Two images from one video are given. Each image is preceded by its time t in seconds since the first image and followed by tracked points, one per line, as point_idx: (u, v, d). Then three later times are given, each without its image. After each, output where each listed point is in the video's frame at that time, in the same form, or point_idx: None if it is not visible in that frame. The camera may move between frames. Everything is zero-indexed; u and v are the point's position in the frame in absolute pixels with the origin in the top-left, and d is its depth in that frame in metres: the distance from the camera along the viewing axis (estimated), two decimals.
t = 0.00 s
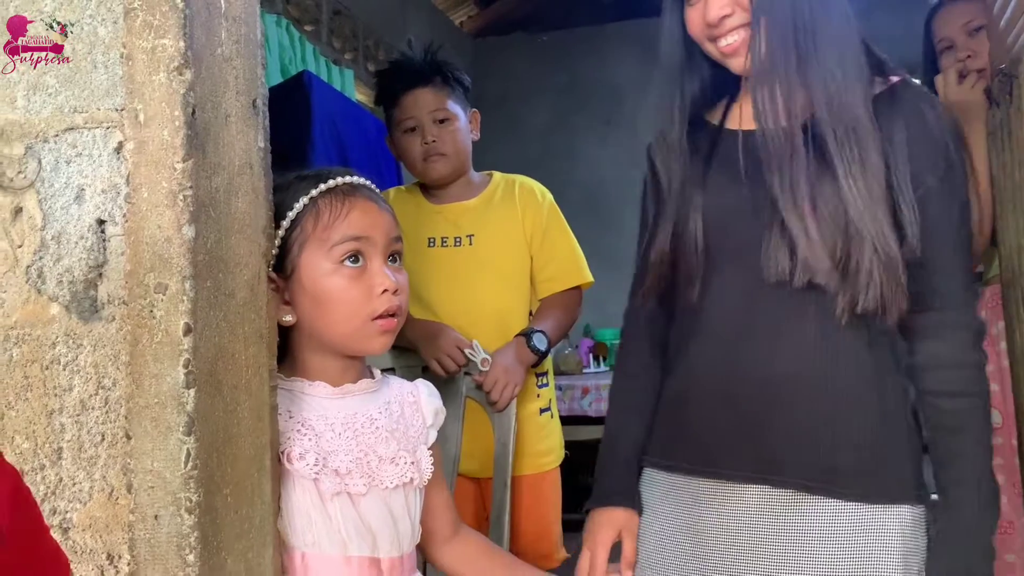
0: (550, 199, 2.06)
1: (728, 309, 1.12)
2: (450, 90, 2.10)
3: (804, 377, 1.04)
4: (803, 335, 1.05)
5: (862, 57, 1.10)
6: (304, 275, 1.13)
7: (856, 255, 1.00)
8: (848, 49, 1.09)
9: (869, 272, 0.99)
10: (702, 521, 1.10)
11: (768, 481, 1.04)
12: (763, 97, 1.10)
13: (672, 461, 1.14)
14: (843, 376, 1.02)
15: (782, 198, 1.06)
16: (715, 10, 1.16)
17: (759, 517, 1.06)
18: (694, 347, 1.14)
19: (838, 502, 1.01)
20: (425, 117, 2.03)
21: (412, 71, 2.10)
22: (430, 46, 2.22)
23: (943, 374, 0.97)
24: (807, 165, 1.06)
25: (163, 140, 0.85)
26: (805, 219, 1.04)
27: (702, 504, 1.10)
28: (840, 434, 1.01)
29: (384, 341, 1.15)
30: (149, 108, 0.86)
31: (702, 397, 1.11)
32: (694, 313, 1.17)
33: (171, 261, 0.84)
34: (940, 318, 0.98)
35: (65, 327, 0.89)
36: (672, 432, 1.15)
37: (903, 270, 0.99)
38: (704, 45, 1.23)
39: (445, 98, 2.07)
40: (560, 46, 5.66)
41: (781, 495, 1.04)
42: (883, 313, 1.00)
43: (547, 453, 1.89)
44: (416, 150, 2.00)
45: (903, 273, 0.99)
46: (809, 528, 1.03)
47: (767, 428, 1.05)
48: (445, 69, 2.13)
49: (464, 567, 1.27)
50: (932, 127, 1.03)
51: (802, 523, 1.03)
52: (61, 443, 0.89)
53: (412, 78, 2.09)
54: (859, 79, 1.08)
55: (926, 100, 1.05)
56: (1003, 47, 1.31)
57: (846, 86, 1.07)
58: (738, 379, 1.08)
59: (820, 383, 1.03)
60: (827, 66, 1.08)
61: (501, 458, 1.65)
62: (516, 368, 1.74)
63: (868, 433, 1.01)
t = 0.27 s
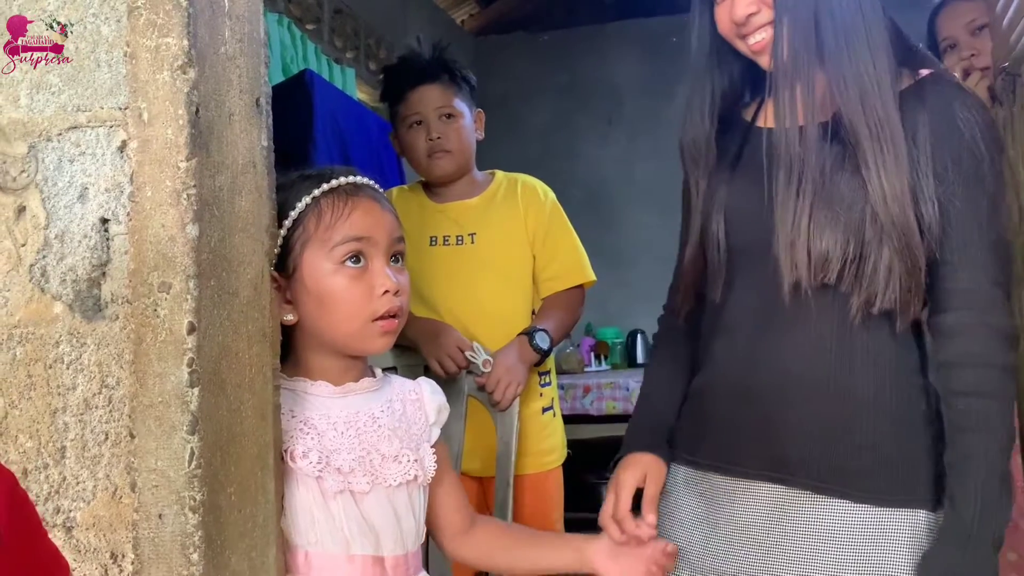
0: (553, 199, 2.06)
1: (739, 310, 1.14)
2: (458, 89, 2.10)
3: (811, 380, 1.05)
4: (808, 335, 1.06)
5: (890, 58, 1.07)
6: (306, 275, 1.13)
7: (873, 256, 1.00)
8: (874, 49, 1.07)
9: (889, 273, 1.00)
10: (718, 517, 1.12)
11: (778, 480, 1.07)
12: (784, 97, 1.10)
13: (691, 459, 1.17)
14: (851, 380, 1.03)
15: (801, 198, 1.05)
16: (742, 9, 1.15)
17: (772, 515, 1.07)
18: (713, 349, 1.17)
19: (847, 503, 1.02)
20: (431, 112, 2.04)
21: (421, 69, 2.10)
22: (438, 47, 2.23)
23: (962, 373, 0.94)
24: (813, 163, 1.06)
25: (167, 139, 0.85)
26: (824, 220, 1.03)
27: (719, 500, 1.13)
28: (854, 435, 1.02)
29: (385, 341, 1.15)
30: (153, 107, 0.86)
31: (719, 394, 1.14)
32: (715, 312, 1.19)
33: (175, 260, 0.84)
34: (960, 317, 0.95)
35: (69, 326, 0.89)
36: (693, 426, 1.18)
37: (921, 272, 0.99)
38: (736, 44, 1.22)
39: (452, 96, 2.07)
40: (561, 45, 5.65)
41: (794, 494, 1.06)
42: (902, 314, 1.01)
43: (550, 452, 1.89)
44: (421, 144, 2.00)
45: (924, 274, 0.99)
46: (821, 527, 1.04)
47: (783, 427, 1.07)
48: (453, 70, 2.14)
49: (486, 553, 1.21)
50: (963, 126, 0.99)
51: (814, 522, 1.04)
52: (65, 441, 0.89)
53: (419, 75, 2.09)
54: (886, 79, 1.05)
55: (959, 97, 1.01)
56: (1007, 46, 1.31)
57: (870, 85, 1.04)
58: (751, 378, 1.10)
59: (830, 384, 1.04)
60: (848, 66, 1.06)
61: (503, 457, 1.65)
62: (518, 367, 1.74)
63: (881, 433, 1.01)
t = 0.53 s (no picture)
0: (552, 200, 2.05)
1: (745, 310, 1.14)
2: (461, 88, 2.10)
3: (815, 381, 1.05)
4: (806, 335, 1.07)
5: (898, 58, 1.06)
6: (306, 273, 1.13)
7: (871, 258, 1.00)
8: (878, 49, 1.06)
9: (887, 275, 0.99)
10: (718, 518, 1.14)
11: (774, 482, 1.08)
12: (791, 97, 1.09)
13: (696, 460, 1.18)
14: (850, 385, 1.03)
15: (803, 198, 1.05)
16: (753, 6, 1.15)
17: (767, 514, 1.08)
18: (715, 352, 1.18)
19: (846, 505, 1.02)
20: (433, 109, 2.03)
21: (425, 66, 2.10)
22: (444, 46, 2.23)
23: (961, 380, 0.93)
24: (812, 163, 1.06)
25: (163, 139, 0.85)
26: (824, 221, 1.03)
27: (718, 499, 1.14)
28: (848, 439, 1.02)
29: (386, 340, 1.14)
30: (148, 107, 0.85)
31: (725, 392, 1.14)
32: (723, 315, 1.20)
33: (170, 260, 0.84)
34: (956, 321, 0.94)
35: (64, 327, 0.88)
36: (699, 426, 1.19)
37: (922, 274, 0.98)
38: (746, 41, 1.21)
39: (454, 94, 2.07)
40: (558, 44, 5.65)
41: (787, 496, 1.07)
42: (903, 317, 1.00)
43: (548, 453, 1.89)
44: (422, 142, 2.00)
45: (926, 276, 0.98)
46: (815, 529, 1.04)
47: (781, 426, 1.08)
48: (459, 70, 2.14)
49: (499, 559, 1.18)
50: (968, 128, 0.97)
51: (808, 523, 1.05)
52: (60, 443, 0.88)
53: (422, 73, 2.09)
54: (890, 79, 1.04)
55: (967, 96, 1.00)
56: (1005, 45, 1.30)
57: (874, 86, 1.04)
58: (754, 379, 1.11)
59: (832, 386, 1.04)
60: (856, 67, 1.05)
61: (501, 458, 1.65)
62: (516, 367, 1.74)
63: (878, 436, 1.01)
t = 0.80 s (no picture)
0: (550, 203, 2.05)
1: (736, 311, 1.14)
2: (464, 90, 2.10)
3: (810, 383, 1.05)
4: (801, 335, 1.06)
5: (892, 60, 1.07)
6: (304, 276, 1.12)
7: (869, 260, 1.00)
8: (871, 50, 1.06)
9: (882, 278, 0.99)
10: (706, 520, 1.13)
11: (763, 483, 1.07)
12: (786, 97, 1.10)
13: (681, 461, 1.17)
14: (844, 386, 1.03)
15: (798, 197, 1.05)
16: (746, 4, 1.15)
17: (757, 517, 1.07)
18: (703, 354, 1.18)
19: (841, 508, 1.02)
20: (436, 110, 2.03)
21: (427, 66, 2.09)
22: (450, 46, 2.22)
23: (963, 387, 0.92)
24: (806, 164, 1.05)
25: (157, 138, 0.84)
26: (822, 221, 1.03)
27: (705, 502, 1.13)
28: (840, 440, 1.02)
29: (382, 347, 1.14)
30: (143, 106, 0.85)
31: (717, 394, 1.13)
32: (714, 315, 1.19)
33: (165, 260, 0.84)
34: (959, 326, 0.94)
35: (58, 327, 0.88)
36: (688, 427, 1.18)
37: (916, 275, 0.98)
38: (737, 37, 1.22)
39: (458, 95, 2.07)
40: (554, 45, 5.65)
41: (777, 499, 1.06)
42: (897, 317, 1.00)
43: (543, 454, 1.88)
44: (424, 141, 1.99)
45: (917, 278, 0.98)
46: (808, 531, 1.04)
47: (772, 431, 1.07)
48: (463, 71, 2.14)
49: (460, 573, 1.26)
50: (964, 132, 0.97)
51: (801, 526, 1.04)
52: (53, 444, 0.88)
53: (425, 73, 2.09)
54: (884, 81, 1.04)
55: (962, 99, 1.00)
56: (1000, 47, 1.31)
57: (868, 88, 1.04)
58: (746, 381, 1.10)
59: (825, 389, 1.04)
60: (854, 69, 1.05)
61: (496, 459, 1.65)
62: (512, 368, 1.74)
63: (872, 439, 1.01)
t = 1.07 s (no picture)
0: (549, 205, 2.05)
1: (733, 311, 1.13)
2: (467, 90, 2.09)
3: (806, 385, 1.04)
4: (800, 335, 1.05)
5: (891, 59, 1.07)
6: (298, 275, 1.11)
7: (869, 260, 0.99)
8: (867, 48, 1.06)
9: (884, 279, 0.98)
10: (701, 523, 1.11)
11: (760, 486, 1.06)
12: (783, 95, 1.09)
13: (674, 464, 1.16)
14: (841, 387, 1.02)
15: (795, 196, 1.04)
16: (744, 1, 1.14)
17: (756, 520, 1.06)
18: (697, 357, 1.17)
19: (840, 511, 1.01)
20: (440, 109, 2.02)
21: (432, 66, 2.08)
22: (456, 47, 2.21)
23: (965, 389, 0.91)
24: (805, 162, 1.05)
25: (151, 137, 0.84)
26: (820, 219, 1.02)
27: (703, 503, 1.11)
28: (840, 442, 1.01)
29: (377, 345, 1.13)
30: (136, 104, 0.84)
31: (712, 396, 1.12)
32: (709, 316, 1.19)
33: (158, 260, 0.83)
34: (959, 327, 0.92)
35: (51, 327, 0.87)
36: (680, 428, 1.17)
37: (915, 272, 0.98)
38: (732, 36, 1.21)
39: (461, 95, 2.06)
40: (552, 45, 5.65)
41: (774, 501, 1.05)
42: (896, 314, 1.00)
43: (540, 455, 1.88)
44: (426, 139, 1.99)
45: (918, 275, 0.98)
46: (808, 536, 1.02)
47: (769, 433, 1.05)
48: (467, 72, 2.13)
49: None
50: (961, 132, 0.96)
51: (801, 530, 1.03)
52: (46, 445, 0.87)
53: (430, 71, 2.08)
54: (879, 80, 1.04)
55: (956, 99, 0.99)
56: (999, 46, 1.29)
57: (863, 87, 1.04)
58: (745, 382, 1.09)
59: (824, 390, 1.03)
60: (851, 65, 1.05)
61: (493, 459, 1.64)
62: (511, 369, 1.73)
63: (870, 441, 1.00)
